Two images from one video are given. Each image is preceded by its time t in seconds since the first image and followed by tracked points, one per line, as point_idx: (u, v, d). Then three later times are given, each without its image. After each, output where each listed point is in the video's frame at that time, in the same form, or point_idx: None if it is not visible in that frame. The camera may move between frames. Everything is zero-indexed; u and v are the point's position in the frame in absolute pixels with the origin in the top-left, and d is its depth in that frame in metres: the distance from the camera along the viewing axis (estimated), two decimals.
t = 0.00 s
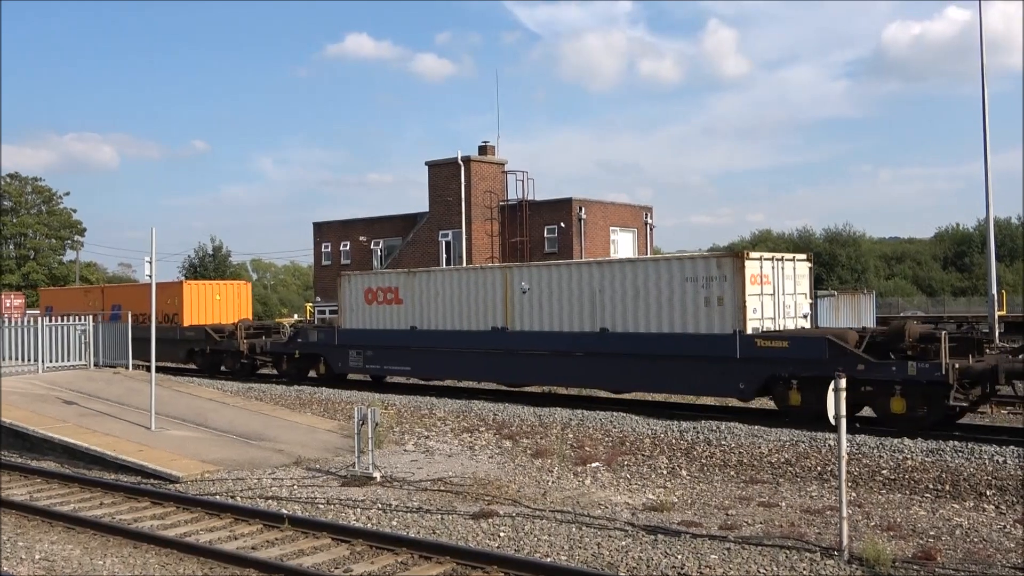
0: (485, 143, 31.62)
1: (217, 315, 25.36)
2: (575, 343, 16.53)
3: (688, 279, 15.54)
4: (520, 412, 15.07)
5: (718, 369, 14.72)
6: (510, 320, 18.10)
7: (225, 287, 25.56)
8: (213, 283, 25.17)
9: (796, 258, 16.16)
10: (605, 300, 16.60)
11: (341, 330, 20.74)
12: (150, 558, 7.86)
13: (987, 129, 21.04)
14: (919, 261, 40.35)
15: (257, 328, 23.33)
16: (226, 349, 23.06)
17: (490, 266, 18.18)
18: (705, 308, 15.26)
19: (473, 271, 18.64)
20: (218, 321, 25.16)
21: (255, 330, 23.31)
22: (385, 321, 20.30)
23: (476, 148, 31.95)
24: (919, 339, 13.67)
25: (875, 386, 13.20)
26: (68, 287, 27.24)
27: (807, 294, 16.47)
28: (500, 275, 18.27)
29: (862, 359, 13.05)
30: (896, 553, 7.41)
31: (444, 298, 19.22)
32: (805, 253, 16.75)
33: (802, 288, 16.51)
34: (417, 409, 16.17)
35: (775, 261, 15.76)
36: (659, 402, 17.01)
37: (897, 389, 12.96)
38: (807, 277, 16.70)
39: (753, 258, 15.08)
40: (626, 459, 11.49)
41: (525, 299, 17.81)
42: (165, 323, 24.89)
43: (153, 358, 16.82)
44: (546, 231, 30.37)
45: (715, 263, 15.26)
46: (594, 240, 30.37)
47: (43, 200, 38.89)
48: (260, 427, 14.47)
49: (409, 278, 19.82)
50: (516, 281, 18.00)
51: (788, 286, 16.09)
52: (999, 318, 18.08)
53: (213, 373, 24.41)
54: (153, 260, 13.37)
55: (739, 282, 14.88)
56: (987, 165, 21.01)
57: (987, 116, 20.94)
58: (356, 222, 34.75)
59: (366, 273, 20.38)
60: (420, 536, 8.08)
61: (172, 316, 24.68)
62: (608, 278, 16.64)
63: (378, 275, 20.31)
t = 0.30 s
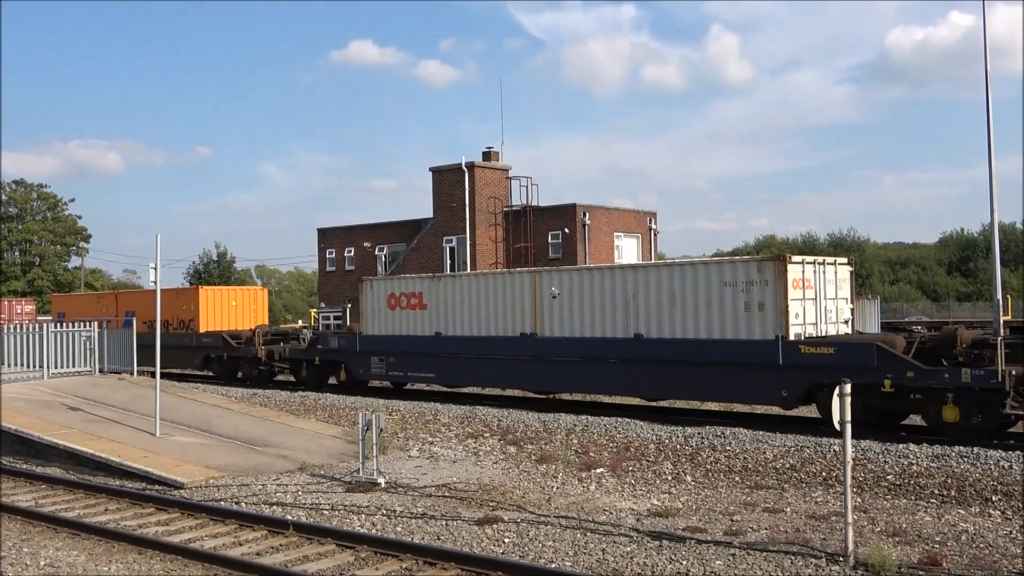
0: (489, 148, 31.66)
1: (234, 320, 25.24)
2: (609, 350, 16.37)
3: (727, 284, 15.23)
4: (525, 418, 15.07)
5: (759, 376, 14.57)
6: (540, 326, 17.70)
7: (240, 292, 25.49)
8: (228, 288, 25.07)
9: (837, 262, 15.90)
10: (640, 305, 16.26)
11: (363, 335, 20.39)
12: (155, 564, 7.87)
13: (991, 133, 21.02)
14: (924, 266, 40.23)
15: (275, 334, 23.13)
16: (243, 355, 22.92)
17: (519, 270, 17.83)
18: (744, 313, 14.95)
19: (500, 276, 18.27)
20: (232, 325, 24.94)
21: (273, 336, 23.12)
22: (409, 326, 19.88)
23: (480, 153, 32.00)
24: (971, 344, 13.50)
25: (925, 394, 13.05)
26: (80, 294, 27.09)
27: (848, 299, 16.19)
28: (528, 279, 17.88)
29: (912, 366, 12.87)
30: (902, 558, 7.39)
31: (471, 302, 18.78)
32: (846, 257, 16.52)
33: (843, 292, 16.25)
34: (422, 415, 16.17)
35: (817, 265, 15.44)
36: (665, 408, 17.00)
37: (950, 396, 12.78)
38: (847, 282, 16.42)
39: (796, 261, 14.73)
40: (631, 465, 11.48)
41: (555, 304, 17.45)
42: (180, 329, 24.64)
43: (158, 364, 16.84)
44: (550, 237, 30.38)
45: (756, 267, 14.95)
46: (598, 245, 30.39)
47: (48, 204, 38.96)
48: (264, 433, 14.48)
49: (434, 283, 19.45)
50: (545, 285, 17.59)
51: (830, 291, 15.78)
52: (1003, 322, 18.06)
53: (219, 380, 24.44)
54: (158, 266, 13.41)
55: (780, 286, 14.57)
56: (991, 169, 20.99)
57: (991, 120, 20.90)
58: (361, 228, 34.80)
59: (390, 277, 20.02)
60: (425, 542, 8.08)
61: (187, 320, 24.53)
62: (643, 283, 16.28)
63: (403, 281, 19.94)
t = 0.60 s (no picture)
0: (493, 150, 31.66)
1: (248, 323, 25.08)
2: (638, 352, 15.89)
3: (762, 284, 14.87)
4: (529, 420, 15.07)
5: (797, 378, 14.08)
6: (567, 328, 17.30)
7: (255, 295, 25.29)
8: (244, 291, 24.89)
9: (875, 262, 15.58)
10: (670, 305, 15.89)
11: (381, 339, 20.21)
12: (160, 567, 7.88)
13: (994, 133, 21.01)
14: (928, 267, 40.11)
15: (291, 337, 23.21)
16: (259, 359, 22.90)
17: (546, 270, 17.54)
18: (780, 314, 14.62)
19: (525, 277, 17.97)
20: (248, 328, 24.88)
21: (289, 338, 23.18)
22: (431, 329, 19.60)
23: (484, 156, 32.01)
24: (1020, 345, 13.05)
25: (971, 396, 12.61)
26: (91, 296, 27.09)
27: (886, 299, 15.89)
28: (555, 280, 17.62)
29: (957, 368, 12.42)
30: (907, 559, 7.39)
31: (495, 304, 18.50)
32: (884, 257, 16.20)
33: (881, 293, 15.93)
34: (426, 417, 16.19)
35: (855, 266, 15.14)
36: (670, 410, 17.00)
37: (998, 399, 12.29)
38: (884, 282, 16.10)
39: (834, 261, 14.40)
40: (635, 466, 11.48)
41: (582, 305, 17.11)
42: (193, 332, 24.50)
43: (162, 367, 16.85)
44: (553, 239, 30.40)
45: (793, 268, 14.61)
46: (601, 247, 30.41)
47: (52, 209, 39.62)
48: (268, 436, 14.49)
49: (456, 285, 19.19)
50: (572, 286, 17.30)
51: (869, 291, 15.47)
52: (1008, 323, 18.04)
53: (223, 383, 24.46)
54: (162, 269, 13.45)
55: (819, 286, 14.21)
56: (995, 170, 20.97)
57: (995, 121, 20.85)
58: (364, 231, 34.84)
59: (412, 278, 19.74)
60: (429, 544, 8.08)
61: (200, 324, 24.43)
62: (673, 283, 15.93)
63: (425, 282, 19.67)
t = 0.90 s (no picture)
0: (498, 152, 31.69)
1: (266, 325, 24.86)
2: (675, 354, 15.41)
3: (808, 284, 14.37)
4: (535, 421, 15.06)
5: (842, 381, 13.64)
6: (601, 330, 16.90)
7: (273, 296, 25.06)
8: (263, 292, 24.68)
9: (922, 261, 15.08)
10: (710, 306, 15.43)
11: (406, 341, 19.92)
12: (167, 569, 7.91)
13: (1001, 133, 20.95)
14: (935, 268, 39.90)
15: (311, 339, 22.80)
16: (278, 361, 22.53)
17: (578, 271, 17.13)
18: (826, 314, 14.12)
19: (556, 277, 17.57)
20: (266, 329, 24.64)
21: (308, 341, 22.81)
22: (459, 330, 19.21)
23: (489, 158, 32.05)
24: None
25: None
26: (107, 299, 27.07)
27: (932, 299, 15.40)
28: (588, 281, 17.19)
29: (1015, 370, 11.79)
30: (915, 561, 7.36)
31: (525, 305, 18.09)
32: (930, 256, 15.69)
33: (927, 292, 15.43)
34: (432, 419, 16.20)
35: (902, 265, 14.62)
36: (677, 411, 16.98)
37: None
38: (930, 280, 15.59)
39: (883, 260, 13.92)
40: (641, 468, 11.47)
41: (616, 306, 16.66)
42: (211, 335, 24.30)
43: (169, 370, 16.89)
44: (559, 240, 30.39)
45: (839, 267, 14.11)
46: (607, 249, 30.36)
47: (59, 212, 40.06)
48: (274, 438, 14.52)
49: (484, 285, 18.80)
50: (605, 287, 16.86)
51: (915, 291, 14.98)
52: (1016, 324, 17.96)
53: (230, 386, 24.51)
54: (168, 271, 13.49)
55: (867, 285, 13.71)
56: (1003, 171, 20.90)
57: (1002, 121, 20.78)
58: (369, 233, 34.88)
59: (439, 279, 19.37)
60: (436, 546, 8.09)
61: (219, 326, 24.23)
62: (711, 283, 15.46)
63: (452, 283, 19.29)
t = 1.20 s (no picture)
0: (501, 153, 31.70)
1: (281, 326, 24.83)
2: (708, 356, 14.90)
3: (847, 284, 13.81)
4: (538, 422, 15.06)
5: (884, 384, 13.11)
6: (629, 331, 16.38)
7: (288, 297, 25.09)
8: (278, 293, 24.69)
9: (964, 259, 14.53)
10: (744, 307, 14.89)
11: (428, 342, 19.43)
12: (171, 570, 7.92)
13: (1005, 134, 20.90)
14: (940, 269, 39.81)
15: (328, 340, 22.55)
16: (295, 363, 22.28)
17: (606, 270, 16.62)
18: (867, 316, 13.55)
19: (582, 277, 17.07)
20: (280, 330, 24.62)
21: (325, 342, 22.48)
22: (481, 331, 18.74)
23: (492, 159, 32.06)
24: None
25: None
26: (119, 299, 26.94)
27: (974, 300, 14.85)
28: (616, 281, 16.68)
29: None
30: (920, 563, 7.35)
31: (549, 306, 17.62)
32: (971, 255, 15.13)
33: (969, 292, 14.88)
34: (436, 420, 16.20)
35: (945, 264, 14.07)
36: (681, 412, 16.96)
37: None
38: (971, 280, 15.03)
39: (927, 259, 13.33)
40: (645, 469, 11.47)
41: (645, 307, 16.14)
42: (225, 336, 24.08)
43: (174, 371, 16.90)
44: (563, 241, 30.41)
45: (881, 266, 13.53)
46: (611, 250, 30.35)
47: (63, 213, 40.33)
48: (278, 439, 14.53)
49: (507, 286, 18.33)
50: (633, 288, 16.35)
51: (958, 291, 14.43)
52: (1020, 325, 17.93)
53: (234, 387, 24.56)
54: (172, 273, 13.52)
55: (911, 286, 13.14)
56: (1006, 171, 20.85)
57: (1005, 121, 20.74)
58: (373, 234, 34.90)
59: (459, 279, 18.90)
60: (440, 547, 8.10)
61: (233, 326, 24.05)
62: (745, 283, 14.94)
63: (473, 283, 18.82)
